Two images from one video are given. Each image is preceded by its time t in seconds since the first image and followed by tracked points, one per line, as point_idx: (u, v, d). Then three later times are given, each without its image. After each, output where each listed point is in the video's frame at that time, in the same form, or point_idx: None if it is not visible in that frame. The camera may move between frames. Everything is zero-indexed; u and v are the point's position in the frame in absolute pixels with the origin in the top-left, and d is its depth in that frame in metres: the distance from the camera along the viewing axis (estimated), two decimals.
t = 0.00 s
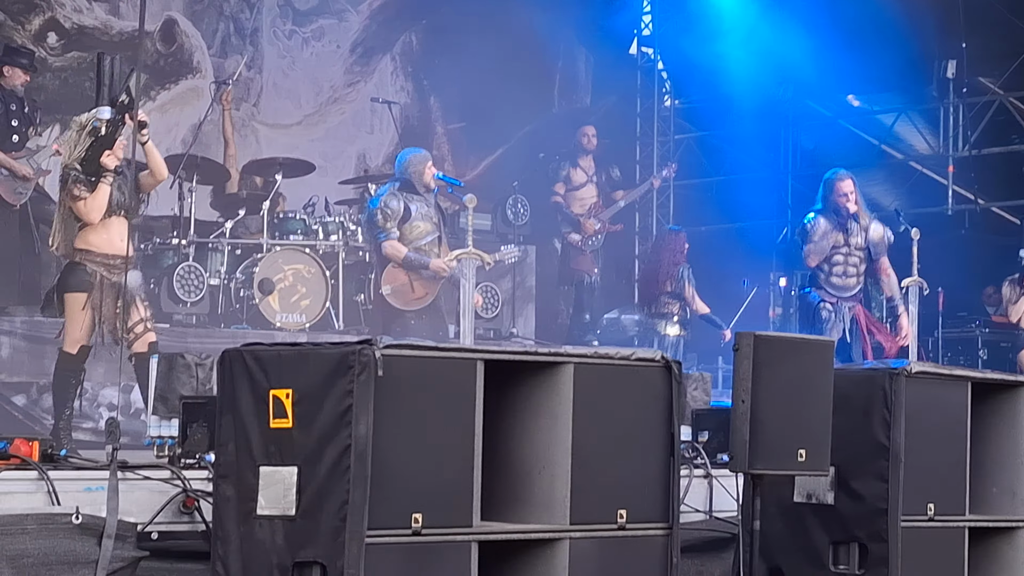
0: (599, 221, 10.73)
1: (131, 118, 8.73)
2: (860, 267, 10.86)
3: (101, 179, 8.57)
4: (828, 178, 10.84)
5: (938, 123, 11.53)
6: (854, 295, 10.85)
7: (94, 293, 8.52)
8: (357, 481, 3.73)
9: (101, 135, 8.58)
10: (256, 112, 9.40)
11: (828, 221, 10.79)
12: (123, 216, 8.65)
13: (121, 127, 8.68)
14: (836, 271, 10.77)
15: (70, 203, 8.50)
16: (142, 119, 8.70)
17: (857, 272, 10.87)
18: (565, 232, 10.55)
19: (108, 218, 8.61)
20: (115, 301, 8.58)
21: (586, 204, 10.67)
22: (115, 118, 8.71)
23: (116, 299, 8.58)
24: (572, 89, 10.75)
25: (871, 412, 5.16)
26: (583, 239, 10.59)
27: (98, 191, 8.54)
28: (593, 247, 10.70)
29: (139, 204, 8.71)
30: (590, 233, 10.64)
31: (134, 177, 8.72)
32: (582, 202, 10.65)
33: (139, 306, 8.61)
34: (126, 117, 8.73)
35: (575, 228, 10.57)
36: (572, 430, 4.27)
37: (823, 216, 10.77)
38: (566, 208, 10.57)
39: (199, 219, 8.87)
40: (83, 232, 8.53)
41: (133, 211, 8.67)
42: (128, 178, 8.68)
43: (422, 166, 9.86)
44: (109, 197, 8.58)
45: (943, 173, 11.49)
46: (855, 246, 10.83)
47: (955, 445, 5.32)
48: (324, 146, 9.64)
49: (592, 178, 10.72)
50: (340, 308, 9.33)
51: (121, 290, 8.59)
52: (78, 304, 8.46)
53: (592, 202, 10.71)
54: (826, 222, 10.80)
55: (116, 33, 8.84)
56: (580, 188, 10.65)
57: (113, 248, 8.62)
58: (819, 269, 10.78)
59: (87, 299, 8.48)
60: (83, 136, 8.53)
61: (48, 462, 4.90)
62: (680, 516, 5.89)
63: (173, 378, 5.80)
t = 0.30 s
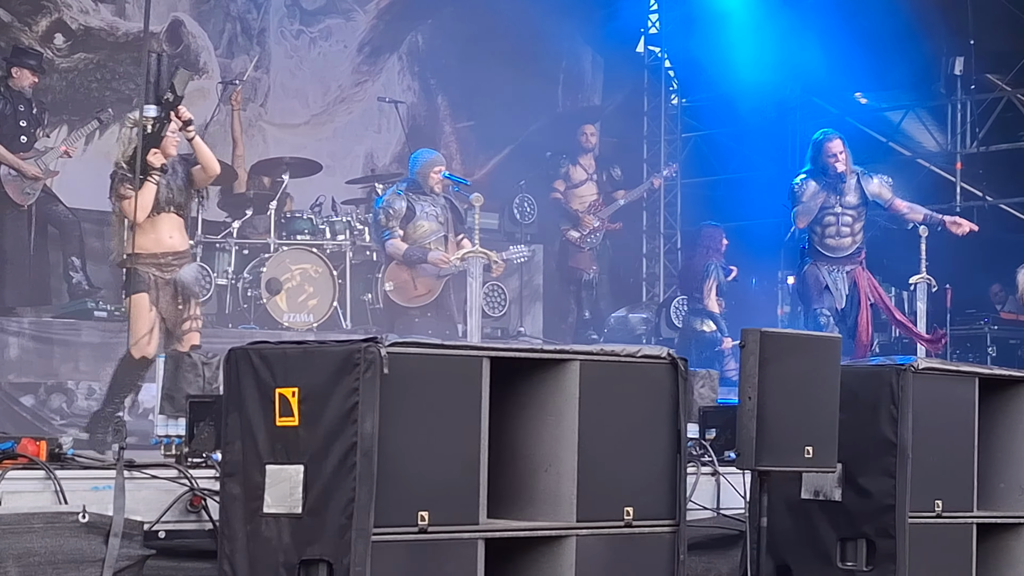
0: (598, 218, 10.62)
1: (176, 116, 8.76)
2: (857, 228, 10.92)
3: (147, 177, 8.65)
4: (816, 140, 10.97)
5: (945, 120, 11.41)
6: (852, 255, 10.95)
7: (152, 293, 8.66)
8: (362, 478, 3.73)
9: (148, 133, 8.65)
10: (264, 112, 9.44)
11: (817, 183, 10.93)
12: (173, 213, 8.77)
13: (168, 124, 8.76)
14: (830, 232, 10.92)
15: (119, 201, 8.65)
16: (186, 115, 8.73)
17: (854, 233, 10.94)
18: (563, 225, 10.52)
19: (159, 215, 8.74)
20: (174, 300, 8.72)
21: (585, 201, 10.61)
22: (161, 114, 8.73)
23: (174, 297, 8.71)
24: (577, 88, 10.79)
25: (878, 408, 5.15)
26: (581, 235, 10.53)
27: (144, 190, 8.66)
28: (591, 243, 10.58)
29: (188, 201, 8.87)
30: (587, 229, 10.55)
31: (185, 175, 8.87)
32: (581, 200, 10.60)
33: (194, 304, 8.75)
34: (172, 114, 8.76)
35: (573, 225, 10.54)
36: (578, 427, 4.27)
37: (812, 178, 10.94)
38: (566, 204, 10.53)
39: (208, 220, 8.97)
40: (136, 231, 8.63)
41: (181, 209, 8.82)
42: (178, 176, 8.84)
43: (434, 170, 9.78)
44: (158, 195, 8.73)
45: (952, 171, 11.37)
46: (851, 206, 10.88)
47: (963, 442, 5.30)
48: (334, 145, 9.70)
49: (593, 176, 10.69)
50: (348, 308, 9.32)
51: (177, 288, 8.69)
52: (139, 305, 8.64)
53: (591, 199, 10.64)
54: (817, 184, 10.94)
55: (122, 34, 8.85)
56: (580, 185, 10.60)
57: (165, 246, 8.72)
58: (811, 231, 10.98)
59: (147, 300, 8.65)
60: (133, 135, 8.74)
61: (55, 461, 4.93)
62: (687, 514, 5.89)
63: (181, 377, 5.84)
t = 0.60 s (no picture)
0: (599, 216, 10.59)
1: (209, 117, 8.26)
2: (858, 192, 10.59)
3: (176, 176, 8.33)
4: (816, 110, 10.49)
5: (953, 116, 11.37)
6: (854, 219, 10.66)
7: (187, 291, 8.47)
8: (369, 478, 3.74)
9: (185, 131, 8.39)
10: (272, 111, 9.44)
11: (816, 153, 10.50)
12: (203, 212, 8.45)
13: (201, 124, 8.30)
14: (831, 198, 10.62)
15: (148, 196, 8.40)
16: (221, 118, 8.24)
17: (855, 197, 10.62)
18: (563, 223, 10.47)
19: (189, 214, 8.42)
20: (209, 301, 8.60)
21: (583, 199, 10.52)
22: (195, 112, 8.30)
23: (208, 298, 8.60)
24: (586, 85, 10.78)
25: (884, 405, 5.14)
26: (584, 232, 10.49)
27: (172, 188, 8.34)
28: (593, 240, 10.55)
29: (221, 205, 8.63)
30: (591, 228, 10.52)
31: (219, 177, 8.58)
32: (580, 197, 10.52)
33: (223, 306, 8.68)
34: (206, 114, 8.26)
35: (575, 222, 10.50)
36: (585, 426, 4.27)
37: (812, 147, 10.50)
38: (563, 202, 10.45)
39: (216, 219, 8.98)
40: (166, 229, 8.35)
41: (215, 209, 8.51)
42: (210, 175, 8.53)
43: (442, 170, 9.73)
44: (189, 193, 8.41)
45: (959, 167, 11.35)
46: (853, 172, 10.51)
47: (970, 438, 5.29)
48: (341, 144, 9.68)
49: (589, 174, 10.61)
50: (356, 307, 9.35)
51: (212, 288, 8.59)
52: (176, 303, 8.42)
53: (591, 197, 10.56)
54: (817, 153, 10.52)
55: (129, 34, 8.86)
56: (578, 183, 10.53)
57: (197, 246, 8.44)
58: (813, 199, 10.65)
59: (184, 297, 8.44)
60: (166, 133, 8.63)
61: (63, 462, 4.95)
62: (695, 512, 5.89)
63: (188, 378, 5.85)
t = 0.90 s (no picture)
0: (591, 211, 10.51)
1: (238, 118, 8.90)
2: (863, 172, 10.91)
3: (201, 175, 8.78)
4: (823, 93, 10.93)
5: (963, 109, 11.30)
6: (858, 200, 10.94)
7: (210, 286, 8.76)
8: (379, 473, 3.74)
9: (210, 131, 8.85)
10: (281, 107, 9.43)
11: (823, 133, 10.91)
12: (230, 211, 8.86)
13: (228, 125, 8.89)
14: (836, 177, 10.92)
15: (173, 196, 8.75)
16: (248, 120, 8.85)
17: (861, 178, 10.92)
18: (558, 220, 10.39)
19: (214, 211, 8.82)
20: (232, 296, 8.82)
21: (576, 193, 10.45)
22: (224, 114, 8.90)
23: (231, 293, 8.82)
24: (595, 80, 10.75)
25: (895, 398, 5.13)
26: (577, 228, 10.40)
27: (197, 187, 8.75)
28: (587, 237, 10.50)
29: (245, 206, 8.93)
30: (581, 222, 10.44)
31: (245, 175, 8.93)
32: (573, 192, 10.44)
33: (247, 301, 8.85)
34: (234, 115, 8.90)
35: (568, 219, 10.41)
36: (594, 420, 4.26)
37: (818, 129, 10.91)
38: (556, 198, 10.38)
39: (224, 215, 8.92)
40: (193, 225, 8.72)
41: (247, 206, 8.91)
42: (236, 172, 8.90)
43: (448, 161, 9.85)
44: (214, 192, 8.82)
45: (969, 159, 11.39)
46: (858, 151, 10.87)
47: (981, 431, 5.27)
48: (350, 140, 9.65)
49: (581, 169, 10.48)
50: (365, 302, 9.33)
51: (235, 283, 8.82)
52: (197, 298, 8.70)
53: (582, 191, 10.48)
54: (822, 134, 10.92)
55: (137, 31, 8.85)
56: (569, 178, 10.41)
57: (224, 241, 8.82)
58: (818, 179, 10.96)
59: (204, 291, 8.73)
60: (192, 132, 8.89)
61: (73, 458, 4.97)
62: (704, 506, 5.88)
63: (198, 373, 5.91)
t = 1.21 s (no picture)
0: (583, 209, 10.49)
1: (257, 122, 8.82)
2: (868, 166, 10.92)
3: (222, 176, 8.80)
4: (830, 84, 10.89)
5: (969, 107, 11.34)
6: (863, 193, 10.93)
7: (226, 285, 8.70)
8: (388, 471, 3.73)
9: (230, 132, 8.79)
10: (289, 106, 9.44)
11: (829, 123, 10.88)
12: (250, 211, 8.84)
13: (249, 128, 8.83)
14: (841, 169, 10.92)
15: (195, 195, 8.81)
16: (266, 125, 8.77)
17: (865, 171, 10.93)
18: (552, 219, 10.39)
19: (236, 212, 8.82)
20: (250, 292, 8.77)
21: (569, 192, 10.43)
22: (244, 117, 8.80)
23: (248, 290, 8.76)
24: (604, 78, 10.69)
25: (904, 396, 5.11)
26: (569, 228, 10.37)
27: (216, 189, 8.79)
28: (579, 236, 10.46)
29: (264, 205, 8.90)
30: (574, 220, 10.41)
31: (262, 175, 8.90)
32: (564, 190, 10.42)
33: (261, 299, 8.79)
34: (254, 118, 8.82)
35: (561, 218, 10.39)
36: (603, 418, 4.25)
37: (825, 118, 10.87)
38: (550, 197, 10.37)
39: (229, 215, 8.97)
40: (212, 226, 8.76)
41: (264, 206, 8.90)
42: (258, 173, 8.89)
43: (449, 154, 9.79)
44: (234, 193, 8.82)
45: (975, 157, 11.30)
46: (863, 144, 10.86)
47: (990, 428, 5.25)
48: (358, 138, 9.65)
49: (572, 167, 10.44)
50: (372, 302, 9.33)
51: (254, 280, 8.78)
52: (213, 297, 8.66)
53: (575, 189, 10.46)
54: (829, 124, 10.89)
55: (143, 30, 8.84)
56: (561, 176, 10.38)
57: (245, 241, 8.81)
58: (822, 169, 10.94)
59: (221, 290, 8.67)
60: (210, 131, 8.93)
61: (80, 457, 4.98)
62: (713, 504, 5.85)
63: (205, 372, 5.86)
